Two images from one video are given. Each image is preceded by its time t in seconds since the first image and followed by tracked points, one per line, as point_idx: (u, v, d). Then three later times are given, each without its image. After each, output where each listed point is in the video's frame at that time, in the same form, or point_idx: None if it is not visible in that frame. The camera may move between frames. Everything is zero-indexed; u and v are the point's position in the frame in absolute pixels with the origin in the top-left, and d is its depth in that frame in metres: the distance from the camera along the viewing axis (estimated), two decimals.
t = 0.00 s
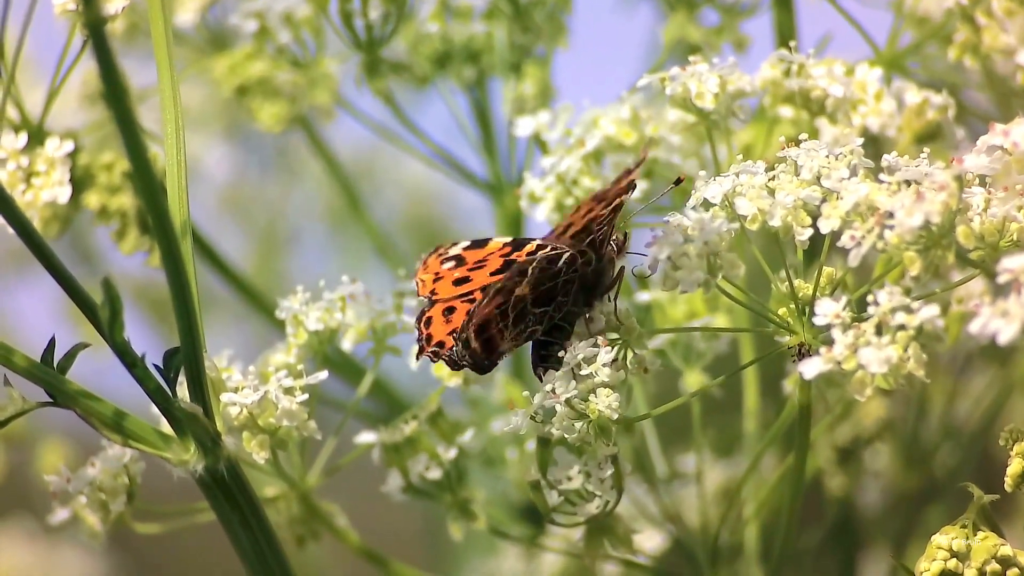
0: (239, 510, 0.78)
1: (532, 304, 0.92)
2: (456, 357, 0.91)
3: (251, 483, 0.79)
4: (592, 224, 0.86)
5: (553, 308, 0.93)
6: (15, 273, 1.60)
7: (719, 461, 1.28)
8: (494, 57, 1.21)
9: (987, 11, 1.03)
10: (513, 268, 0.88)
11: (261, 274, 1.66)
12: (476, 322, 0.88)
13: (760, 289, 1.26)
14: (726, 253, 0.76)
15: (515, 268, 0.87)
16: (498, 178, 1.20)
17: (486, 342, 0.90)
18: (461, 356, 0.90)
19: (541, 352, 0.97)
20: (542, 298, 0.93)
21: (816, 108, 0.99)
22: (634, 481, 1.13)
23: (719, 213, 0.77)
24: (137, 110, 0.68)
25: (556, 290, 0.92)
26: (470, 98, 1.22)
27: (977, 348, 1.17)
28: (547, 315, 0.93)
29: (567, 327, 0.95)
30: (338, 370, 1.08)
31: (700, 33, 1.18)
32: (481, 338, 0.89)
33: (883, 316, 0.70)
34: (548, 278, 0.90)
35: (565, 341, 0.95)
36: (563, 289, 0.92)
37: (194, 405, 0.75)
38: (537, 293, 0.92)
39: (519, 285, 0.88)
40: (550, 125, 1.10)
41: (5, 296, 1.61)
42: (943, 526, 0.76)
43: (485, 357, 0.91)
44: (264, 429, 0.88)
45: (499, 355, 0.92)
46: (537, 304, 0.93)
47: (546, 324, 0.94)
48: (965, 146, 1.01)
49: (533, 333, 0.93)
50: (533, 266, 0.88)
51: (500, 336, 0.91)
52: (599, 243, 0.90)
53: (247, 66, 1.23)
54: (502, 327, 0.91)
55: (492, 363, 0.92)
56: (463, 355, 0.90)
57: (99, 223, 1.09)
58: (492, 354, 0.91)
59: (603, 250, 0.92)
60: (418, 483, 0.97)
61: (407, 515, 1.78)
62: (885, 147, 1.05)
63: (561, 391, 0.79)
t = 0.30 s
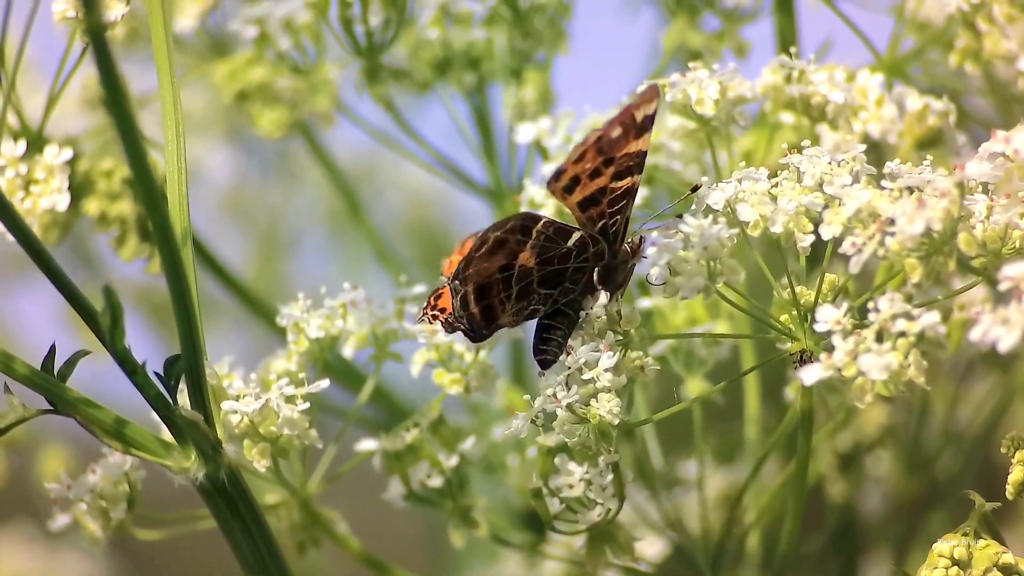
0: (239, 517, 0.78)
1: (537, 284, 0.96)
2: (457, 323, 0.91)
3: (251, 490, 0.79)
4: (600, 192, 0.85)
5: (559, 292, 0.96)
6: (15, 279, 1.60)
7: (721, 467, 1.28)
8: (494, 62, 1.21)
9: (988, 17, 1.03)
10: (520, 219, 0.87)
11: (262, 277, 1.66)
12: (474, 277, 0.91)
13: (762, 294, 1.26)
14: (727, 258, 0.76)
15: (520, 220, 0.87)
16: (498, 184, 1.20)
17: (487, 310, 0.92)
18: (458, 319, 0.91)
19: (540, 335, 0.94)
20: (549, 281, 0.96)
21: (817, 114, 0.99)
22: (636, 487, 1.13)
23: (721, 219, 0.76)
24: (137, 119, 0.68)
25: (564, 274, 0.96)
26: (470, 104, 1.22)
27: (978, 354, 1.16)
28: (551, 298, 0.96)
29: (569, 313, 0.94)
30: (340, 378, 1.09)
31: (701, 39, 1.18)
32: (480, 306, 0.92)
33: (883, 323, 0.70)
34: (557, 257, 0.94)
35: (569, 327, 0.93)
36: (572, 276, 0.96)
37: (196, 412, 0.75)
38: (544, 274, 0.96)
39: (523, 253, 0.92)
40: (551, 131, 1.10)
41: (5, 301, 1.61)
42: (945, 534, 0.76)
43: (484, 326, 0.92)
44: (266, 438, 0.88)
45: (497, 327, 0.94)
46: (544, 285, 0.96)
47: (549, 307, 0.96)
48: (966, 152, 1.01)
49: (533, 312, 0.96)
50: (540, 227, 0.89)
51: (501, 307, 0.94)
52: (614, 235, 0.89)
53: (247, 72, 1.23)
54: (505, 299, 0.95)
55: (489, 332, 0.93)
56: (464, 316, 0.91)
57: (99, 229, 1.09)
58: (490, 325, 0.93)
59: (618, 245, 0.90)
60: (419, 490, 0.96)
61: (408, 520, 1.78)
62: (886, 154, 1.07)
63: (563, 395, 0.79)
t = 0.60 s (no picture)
0: (239, 517, 0.78)
1: (542, 282, 0.97)
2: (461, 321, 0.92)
3: (252, 490, 0.79)
4: (602, 194, 0.86)
5: (563, 289, 0.97)
6: (14, 279, 1.60)
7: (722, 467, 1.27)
8: (494, 61, 1.21)
9: (990, 16, 1.02)
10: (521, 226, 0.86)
11: (263, 278, 1.66)
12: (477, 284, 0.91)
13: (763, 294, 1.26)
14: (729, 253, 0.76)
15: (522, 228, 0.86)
16: (498, 184, 1.19)
17: (491, 312, 0.93)
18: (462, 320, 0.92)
19: (541, 331, 0.97)
20: (553, 279, 0.97)
21: (819, 113, 0.99)
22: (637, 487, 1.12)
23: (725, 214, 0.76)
24: (137, 118, 0.68)
25: (569, 272, 0.97)
26: (470, 103, 1.22)
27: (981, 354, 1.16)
28: (555, 296, 0.97)
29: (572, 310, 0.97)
30: (342, 377, 1.09)
31: (702, 38, 1.18)
32: (485, 308, 0.92)
33: (880, 319, 0.70)
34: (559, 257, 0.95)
35: (569, 323, 0.96)
36: (575, 274, 0.97)
37: (196, 412, 0.75)
38: (548, 272, 0.96)
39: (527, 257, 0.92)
40: (552, 130, 1.09)
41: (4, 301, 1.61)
42: (948, 535, 0.76)
43: (487, 326, 0.93)
44: (266, 436, 0.87)
45: (503, 327, 0.95)
46: (549, 283, 0.97)
47: (553, 304, 0.98)
48: (968, 151, 1.01)
49: (538, 311, 0.97)
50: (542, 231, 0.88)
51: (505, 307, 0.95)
52: (617, 230, 0.91)
53: (246, 71, 1.23)
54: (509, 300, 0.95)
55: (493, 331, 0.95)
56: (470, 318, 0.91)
57: (98, 229, 1.09)
58: (494, 325, 0.94)
59: (622, 238, 0.92)
60: (420, 489, 0.96)
61: (409, 519, 1.78)
62: (888, 153, 1.07)
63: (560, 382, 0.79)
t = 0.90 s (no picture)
0: (238, 519, 0.78)
1: (539, 300, 0.93)
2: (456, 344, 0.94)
3: (250, 491, 0.79)
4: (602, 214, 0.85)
5: (558, 305, 0.94)
6: (12, 278, 1.61)
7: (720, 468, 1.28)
8: (492, 62, 1.20)
9: (988, 17, 1.02)
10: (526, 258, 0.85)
11: (261, 278, 1.66)
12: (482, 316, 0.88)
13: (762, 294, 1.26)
14: (729, 256, 0.76)
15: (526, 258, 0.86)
16: (496, 185, 1.19)
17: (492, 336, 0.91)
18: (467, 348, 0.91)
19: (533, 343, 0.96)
20: (549, 295, 0.93)
21: (817, 114, 0.99)
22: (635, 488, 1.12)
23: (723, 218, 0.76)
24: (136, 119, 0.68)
25: (564, 286, 0.92)
26: (468, 103, 1.22)
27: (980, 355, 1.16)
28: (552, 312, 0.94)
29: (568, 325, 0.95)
30: (338, 379, 1.08)
31: (700, 38, 1.18)
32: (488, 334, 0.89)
33: (883, 321, 0.70)
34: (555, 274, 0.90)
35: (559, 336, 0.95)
36: (570, 287, 0.92)
37: (194, 413, 0.74)
38: (545, 289, 0.92)
39: (530, 281, 0.89)
40: (550, 131, 1.09)
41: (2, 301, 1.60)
42: (947, 536, 0.76)
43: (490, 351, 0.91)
44: (265, 438, 0.87)
45: (504, 348, 0.93)
46: (546, 300, 0.93)
47: (550, 321, 0.94)
48: (966, 152, 1.01)
49: (537, 329, 0.94)
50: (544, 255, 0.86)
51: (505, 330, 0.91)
52: (608, 239, 0.91)
53: (244, 72, 1.23)
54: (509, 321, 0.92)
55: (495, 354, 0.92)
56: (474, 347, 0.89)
57: (96, 230, 1.09)
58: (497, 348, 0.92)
59: (610, 246, 0.92)
60: (419, 491, 0.96)
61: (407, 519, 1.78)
62: (886, 153, 1.07)
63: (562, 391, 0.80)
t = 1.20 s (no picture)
0: (236, 519, 0.78)
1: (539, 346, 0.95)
2: (468, 409, 0.93)
3: (248, 491, 0.79)
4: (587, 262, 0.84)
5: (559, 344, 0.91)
6: (12, 280, 1.60)
7: (718, 469, 1.28)
8: (490, 62, 1.20)
9: (987, 17, 1.02)
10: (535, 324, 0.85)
11: (259, 279, 1.67)
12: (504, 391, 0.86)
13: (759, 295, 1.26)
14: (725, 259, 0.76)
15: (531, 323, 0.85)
16: (494, 185, 1.19)
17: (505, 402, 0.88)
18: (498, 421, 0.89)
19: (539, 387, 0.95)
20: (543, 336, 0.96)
21: (815, 114, 0.99)
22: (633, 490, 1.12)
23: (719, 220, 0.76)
24: (133, 118, 0.68)
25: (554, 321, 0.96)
26: (466, 103, 1.22)
27: (977, 355, 1.16)
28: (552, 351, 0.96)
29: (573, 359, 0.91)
30: (335, 378, 1.09)
31: (698, 39, 1.18)
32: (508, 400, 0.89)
33: (882, 324, 0.70)
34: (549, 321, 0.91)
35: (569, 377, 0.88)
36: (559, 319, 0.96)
37: (192, 413, 0.74)
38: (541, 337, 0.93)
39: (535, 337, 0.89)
40: (548, 131, 1.09)
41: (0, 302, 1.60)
42: (944, 535, 0.76)
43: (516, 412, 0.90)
44: (261, 437, 0.87)
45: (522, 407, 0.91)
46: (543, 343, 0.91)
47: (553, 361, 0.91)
48: (964, 152, 1.01)
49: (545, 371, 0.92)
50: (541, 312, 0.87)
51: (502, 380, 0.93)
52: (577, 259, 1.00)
53: (241, 72, 1.23)
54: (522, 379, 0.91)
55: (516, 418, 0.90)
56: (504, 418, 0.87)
57: (94, 229, 1.09)
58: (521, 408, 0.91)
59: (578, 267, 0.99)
60: (416, 490, 0.96)
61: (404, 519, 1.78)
62: (884, 153, 1.07)
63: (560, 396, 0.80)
